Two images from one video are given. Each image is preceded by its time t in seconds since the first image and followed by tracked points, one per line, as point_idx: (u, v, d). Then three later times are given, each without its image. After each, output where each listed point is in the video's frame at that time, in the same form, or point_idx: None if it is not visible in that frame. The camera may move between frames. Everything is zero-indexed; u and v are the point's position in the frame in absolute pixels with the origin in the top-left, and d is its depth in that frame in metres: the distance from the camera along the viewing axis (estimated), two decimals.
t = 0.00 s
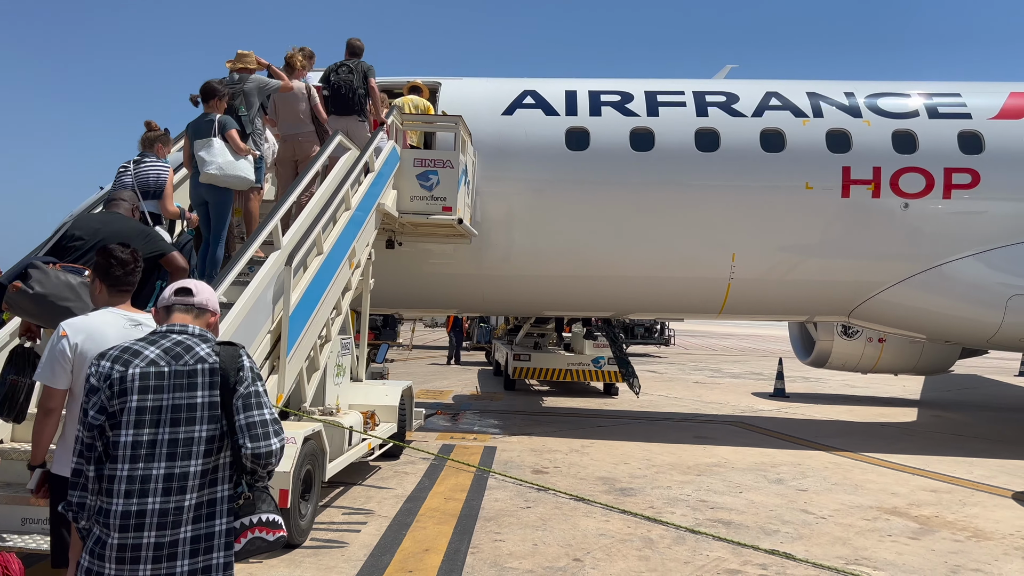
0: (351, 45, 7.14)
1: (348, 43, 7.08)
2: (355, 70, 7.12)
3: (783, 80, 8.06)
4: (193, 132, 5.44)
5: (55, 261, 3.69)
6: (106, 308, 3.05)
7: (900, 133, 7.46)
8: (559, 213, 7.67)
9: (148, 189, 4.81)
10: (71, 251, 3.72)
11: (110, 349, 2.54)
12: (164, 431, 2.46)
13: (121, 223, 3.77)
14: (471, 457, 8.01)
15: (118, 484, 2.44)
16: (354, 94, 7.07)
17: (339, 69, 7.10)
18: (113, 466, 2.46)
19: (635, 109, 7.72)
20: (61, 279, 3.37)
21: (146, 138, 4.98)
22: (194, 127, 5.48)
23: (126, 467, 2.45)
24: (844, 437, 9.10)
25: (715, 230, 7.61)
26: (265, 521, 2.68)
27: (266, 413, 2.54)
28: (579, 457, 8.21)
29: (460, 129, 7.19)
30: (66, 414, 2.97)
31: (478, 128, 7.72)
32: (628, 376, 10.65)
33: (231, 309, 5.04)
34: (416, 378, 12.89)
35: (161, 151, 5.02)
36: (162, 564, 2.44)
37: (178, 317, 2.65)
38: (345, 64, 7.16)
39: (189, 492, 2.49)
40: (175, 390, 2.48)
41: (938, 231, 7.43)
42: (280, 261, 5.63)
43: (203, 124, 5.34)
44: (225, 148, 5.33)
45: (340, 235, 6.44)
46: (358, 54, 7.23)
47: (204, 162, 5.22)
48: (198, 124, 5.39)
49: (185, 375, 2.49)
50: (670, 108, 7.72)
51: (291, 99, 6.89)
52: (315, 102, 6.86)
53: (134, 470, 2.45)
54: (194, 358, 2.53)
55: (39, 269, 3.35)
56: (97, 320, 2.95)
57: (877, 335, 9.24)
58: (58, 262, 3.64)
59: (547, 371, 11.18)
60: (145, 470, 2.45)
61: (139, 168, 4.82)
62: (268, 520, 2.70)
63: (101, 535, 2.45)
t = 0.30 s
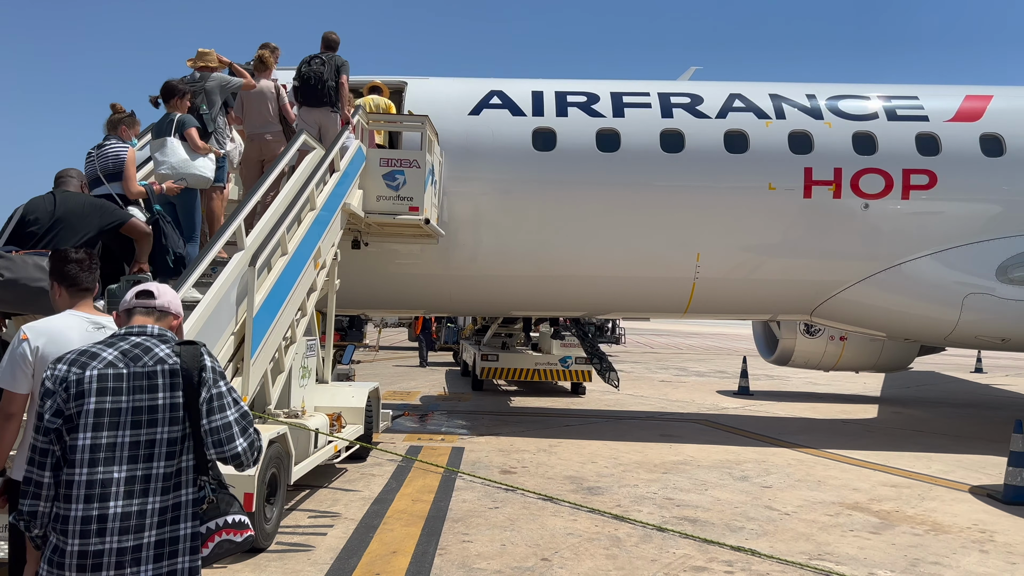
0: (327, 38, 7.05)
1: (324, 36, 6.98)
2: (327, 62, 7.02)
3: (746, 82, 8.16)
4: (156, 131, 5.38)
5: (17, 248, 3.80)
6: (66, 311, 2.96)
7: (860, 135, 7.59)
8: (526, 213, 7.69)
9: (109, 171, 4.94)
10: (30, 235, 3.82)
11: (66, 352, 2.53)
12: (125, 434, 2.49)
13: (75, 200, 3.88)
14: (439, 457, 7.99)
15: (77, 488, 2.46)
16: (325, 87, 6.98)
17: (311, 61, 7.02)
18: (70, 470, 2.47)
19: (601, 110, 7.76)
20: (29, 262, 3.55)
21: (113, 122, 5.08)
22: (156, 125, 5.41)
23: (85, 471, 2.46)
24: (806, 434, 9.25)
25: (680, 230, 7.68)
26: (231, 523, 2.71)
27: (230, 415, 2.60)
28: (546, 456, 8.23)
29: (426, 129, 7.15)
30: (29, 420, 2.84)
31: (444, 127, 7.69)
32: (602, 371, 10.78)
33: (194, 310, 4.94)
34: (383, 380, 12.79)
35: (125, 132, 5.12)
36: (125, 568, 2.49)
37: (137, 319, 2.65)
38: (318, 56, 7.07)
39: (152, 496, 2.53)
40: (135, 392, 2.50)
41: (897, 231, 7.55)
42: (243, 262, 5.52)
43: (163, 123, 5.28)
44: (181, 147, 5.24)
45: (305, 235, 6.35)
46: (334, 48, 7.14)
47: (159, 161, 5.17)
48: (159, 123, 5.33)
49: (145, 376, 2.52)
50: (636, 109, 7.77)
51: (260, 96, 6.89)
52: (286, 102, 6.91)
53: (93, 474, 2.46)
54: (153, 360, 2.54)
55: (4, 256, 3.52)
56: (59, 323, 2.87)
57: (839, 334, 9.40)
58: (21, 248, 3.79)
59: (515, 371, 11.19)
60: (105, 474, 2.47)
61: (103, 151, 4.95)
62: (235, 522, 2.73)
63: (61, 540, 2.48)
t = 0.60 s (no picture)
0: (297, 33, 6.96)
1: (294, 31, 6.89)
2: (300, 59, 6.96)
3: (712, 84, 8.24)
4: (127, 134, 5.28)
5: None
6: (28, 315, 2.89)
7: (823, 137, 7.71)
8: (494, 214, 7.70)
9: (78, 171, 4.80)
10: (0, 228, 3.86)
11: (23, 357, 2.48)
12: (91, 438, 2.48)
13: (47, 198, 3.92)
14: (408, 460, 7.95)
15: (41, 496, 2.41)
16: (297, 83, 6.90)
17: (282, 56, 6.94)
18: (30, 479, 2.41)
19: (569, 111, 7.80)
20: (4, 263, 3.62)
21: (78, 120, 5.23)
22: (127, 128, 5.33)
23: (48, 479, 2.42)
24: (772, 432, 9.37)
25: (649, 231, 7.74)
26: (190, 535, 2.66)
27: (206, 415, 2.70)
28: (516, 457, 8.23)
29: (394, 130, 7.12)
30: None
31: (412, 128, 7.66)
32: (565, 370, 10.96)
33: (158, 312, 4.83)
34: (351, 382, 12.69)
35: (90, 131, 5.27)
36: None
37: (96, 323, 2.61)
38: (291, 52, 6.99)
39: (119, 500, 2.52)
40: (102, 396, 2.50)
41: (860, 232, 7.68)
42: (208, 263, 5.41)
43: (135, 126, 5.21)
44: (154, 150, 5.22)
45: (271, 236, 6.29)
46: (305, 43, 7.05)
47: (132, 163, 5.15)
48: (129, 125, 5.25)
49: (112, 379, 2.52)
50: (604, 111, 7.81)
51: (226, 95, 6.78)
52: (252, 103, 6.79)
53: (57, 481, 2.43)
54: (119, 362, 2.54)
55: None
56: (21, 327, 2.81)
57: (803, 333, 9.54)
58: None
59: (484, 372, 11.18)
60: (71, 481, 2.45)
61: (70, 149, 4.81)
62: (192, 534, 2.68)
63: (18, 552, 2.41)
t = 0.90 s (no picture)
0: (265, 33, 6.88)
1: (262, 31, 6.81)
2: (269, 60, 6.86)
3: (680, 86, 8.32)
4: (101, 137, 5.24)
5: None
6: None
7: (789, 139, 7.81)
8: (465, 216, 7.69)
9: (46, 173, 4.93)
10: None
11: None
12: (62, 446, 2.48)
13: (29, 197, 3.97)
14: (378, 463, 7.91)
15: (11, 506, 2.40)
16: (267, 84, 6.80)
17: (251, 56, 6.83)
18: None
19: (539, 113, 7.82)
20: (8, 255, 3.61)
21: (42, 122, 5.22)
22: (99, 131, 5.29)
23: (18, 488, 2.41)
24: (741, 431, 9.47)
25: (619, 233, 7.78)
26: (157, 544, 2.66)
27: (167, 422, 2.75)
28: (487, 459, 8.22)
29: (362, 131, 7.08)
30: None
31: (382, 129, 7.63)
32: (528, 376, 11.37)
33: (123, 314, 4.71)
34: (320, 385, 12.57)
35: (56, 133, 5.22)
36: None
37: (59, 327, 2.61)
38: (260, 53, 6.88)
39: (87, 509, 2.52)
40: (71, 403, 2.49)
41: (825, 232, 7.79)
42: (173, 266, 5.30)
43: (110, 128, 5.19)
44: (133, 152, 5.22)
45: (238, 238, 6.21)
46: (274, 43, 6.97)
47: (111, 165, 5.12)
48: (103, 127, 5.23)
49: (82, 386, 2.51)
50: (573, 112, 7.85)
51: (189, 98, 6.68)
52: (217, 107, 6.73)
53: (28, 490, 2.43)
54: (89, 368, 2.54)
55: None
56: None
57: (771, 333, 9.65)
58: None
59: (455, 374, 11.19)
60: (41, 489, 2.45)
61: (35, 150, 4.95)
62: (159, 543, 2.68)
63: None
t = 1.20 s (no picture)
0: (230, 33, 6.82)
1: (226, 31, 6.74)
2: (233, 60, 6.78)
3: (648, 88, 8.38)
4: (66, 136, 5.14)
5: None
6: None
7: (755, 140, 7.90)
8: (433, 217, 7.67)
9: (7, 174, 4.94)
10: None
11: None
12: (19, 450, 2.51)
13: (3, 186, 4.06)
14: (346, 466, 7.86)
15: None
16: (230, 85, 6.73)
17: (215, 57, 6.75)
18: None
19: (508, 114, 7.84)
20: None
21: None
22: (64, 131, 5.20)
23: None
24: (708, 429, 9.57)
25: (588, 233, 7.81)
26: (96, 554, 2.62)
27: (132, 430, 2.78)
28: (457, 460, 8.22)
29: (330, 131, 7.04)
30: None
31: (349, 130, 7.59)
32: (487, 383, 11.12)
33: (84, 317, 4.61)
34: (288, 388, 12.44)
35: (11, 133, 5.19)
36: None
37: (19, 330, 2.67)
38: (224, 53, 6.81)
39: (44, 515, 2.54)
40: (28, 407, 2.53)
41: (790, 233, 7.90)
42: (137, 268, 5.21)
43: (78, 127, 5.12)
44: (104, 152, 5.15)
45: (203, 240, 6.13)
46: (239, 43, 6.91)
47: (79, 165, 5.03)
48: (70, 126, 5.15)
49: (39, 390, 2.54)
50: (542, 113, 7.88)
51: (148, 100, 6.61)
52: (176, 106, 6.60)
53: None
54: (48, 372, 2.58)
55: None
56: None
57: (737, 332, 9.77)
58: None
59: (424, 375, 11.27)
60: None
61: None
62: (99, 555, 2.64)
63: None
